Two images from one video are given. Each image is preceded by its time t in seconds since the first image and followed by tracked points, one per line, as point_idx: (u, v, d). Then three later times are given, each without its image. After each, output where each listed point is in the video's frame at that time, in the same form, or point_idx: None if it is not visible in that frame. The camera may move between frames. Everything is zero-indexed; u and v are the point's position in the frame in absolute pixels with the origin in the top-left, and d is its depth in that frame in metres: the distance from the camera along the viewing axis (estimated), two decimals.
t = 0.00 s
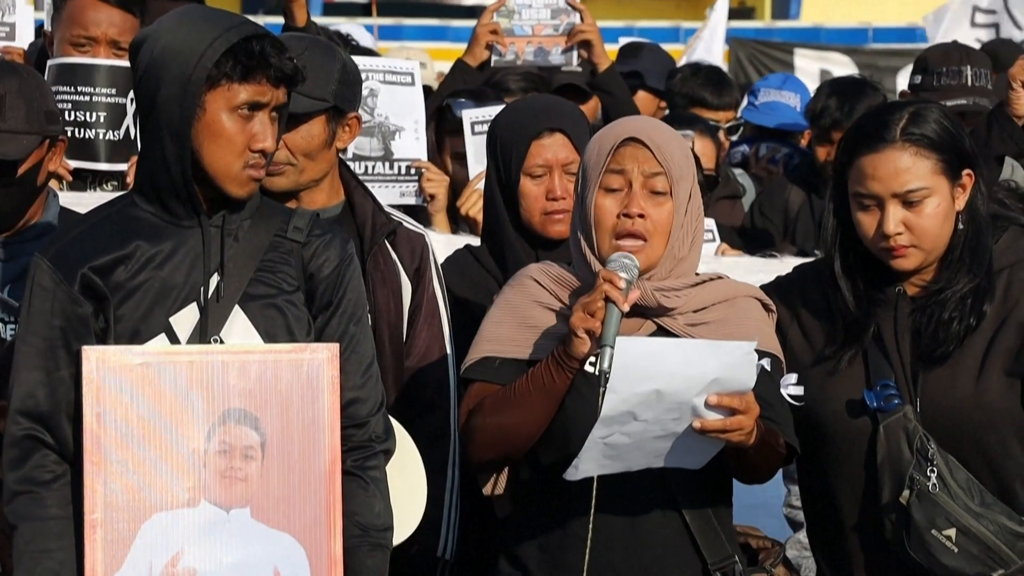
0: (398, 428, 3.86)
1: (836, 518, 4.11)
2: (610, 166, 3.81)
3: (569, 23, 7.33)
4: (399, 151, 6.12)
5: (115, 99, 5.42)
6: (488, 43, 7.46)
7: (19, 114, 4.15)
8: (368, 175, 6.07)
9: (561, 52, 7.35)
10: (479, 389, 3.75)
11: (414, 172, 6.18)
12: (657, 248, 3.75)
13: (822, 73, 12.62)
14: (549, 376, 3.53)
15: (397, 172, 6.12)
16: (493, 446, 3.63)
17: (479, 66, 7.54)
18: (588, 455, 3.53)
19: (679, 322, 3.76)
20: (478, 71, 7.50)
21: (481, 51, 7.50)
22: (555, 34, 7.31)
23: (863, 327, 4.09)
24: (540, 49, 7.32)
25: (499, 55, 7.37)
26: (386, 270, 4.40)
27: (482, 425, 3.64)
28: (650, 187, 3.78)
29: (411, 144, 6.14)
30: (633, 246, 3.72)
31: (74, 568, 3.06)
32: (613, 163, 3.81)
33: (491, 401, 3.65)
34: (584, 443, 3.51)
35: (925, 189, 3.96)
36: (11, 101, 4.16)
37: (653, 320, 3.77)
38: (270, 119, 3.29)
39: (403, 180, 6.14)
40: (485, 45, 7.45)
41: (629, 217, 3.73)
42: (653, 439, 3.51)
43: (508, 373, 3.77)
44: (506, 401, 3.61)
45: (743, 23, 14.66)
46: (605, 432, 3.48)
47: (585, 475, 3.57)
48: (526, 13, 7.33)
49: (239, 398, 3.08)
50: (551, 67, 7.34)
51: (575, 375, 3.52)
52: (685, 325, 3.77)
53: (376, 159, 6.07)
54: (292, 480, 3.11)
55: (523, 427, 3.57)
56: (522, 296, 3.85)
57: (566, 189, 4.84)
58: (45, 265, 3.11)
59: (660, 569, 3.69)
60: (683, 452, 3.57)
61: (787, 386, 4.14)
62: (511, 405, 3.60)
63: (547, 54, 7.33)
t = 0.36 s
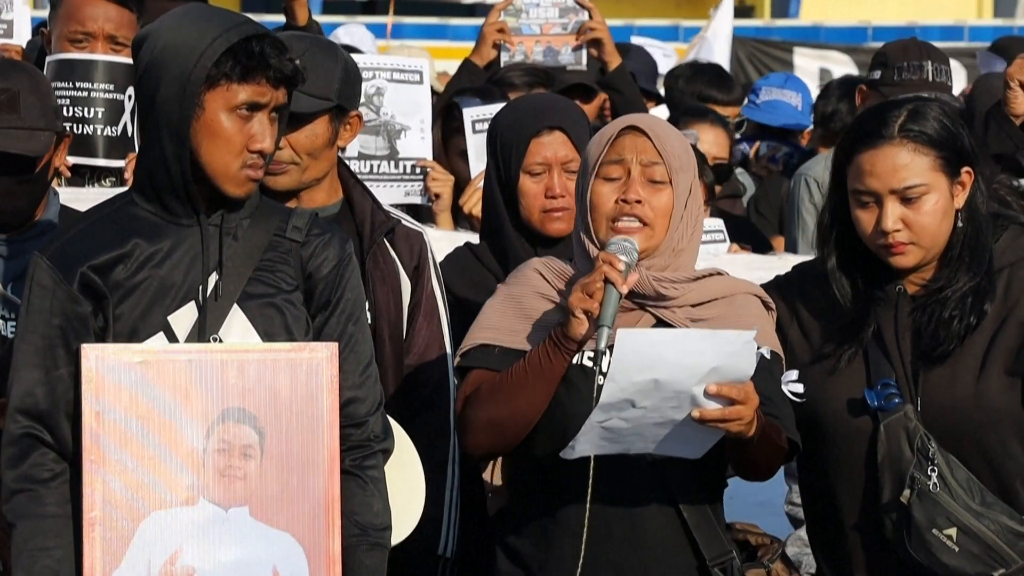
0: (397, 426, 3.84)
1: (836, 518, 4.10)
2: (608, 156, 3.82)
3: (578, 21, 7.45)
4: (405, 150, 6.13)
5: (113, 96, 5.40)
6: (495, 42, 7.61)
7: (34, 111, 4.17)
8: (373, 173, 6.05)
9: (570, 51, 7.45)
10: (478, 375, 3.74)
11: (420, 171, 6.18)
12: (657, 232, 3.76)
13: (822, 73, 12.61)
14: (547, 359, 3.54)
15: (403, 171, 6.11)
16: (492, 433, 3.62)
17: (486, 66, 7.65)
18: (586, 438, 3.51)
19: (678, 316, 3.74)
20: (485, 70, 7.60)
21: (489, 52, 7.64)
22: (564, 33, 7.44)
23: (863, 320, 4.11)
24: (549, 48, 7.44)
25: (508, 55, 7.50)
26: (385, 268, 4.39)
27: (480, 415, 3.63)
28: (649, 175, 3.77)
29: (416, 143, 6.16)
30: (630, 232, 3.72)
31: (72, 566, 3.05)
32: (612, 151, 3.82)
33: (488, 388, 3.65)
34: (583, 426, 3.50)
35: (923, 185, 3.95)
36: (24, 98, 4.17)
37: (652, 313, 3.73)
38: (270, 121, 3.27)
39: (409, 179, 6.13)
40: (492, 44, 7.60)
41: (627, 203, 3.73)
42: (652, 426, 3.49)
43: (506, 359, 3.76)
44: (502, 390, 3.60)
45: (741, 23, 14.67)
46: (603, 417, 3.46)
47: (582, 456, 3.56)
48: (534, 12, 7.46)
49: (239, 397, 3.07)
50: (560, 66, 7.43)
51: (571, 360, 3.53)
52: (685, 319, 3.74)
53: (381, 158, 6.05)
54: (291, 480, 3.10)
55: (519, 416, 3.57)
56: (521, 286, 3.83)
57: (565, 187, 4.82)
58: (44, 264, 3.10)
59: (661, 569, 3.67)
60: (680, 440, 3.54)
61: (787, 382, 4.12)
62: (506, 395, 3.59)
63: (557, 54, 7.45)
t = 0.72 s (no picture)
0: (397, 427, 3.83)
1: (837, 519, 4.09)
2: (605, 161, 3.81)
3: (577, 25, 7.51)
4: (407, 150, 6.09)
5: (115, 95, 5.38)
6: (495, 45, 7.55)
7: (45, 106, 4.10)
8: (374, 174, 6.03)
9: (569, 56, 7.48)
10: (479, 388, 3.73)
11: (421, 171, 6.13)
12: (654, 240, 3.75)
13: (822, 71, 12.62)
14: (545, 370, 3.53)
15: (404, 171, 6.08)
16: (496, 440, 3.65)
17: (485, 70, 7.54)
18: (588, 441, 3.42)
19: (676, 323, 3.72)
20: (483, 73, 7.45)
21: (489, 56, 7.56)
22: (563, 37, 7.52)
23: (863, 322, 4.08)
24: (548, 52, 7.49)
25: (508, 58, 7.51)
26: (386, 268, 4.38)
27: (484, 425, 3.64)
28: (646, 181, 3.76)
29: (418, 144, 6.13)
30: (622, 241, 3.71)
31: (71, 566, 3.04)
32: (610, 156, 3.82)
33: (489, 400, 3.65)
34: (583, 427, 3.41)
35: (923, 183, 3.95)
36: (36, 96, 4.09)
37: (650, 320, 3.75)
38: (266, 122, 3.26)
39: (410, 180, 6.09)
40: (491, 48, 7.54)
41: (623, 211, 3.72)
42: (651, 424, 3.46)
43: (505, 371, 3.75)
44: (503, 402, 3.61)
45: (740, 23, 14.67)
46: (604, 414, 3.40)
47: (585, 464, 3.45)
48: (534, 16, 7.56)
49: (239, 397, 3.06)
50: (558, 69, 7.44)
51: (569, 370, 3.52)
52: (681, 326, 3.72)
53: (382, 159, 6.03)
54: (291, 480, 3.09)
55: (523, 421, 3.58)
56: (521, 297, 3.83)
57: (566, 193, 4.83)
58: (44, 264, 3.09)
59: (662, 570, 3.66)
60: (678, 439, 3.52)
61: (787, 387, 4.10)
62: (509, 403, 3.60)
63: (555, 58, 7.49)
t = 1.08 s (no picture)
0: (396, 428, 3.82)
1: (838, 519, 4.08)
2: (608, 165, 3.78)
3: (573, 26, 7.50)
4: (403, 149, 6.06)
5: (116, 96, 5.36)
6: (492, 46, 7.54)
7: (46, 107, 3.98)
8: (371, 173, 5.99)
9: (564, 56, 7.51)
10: (477, 387, 3.72)
11: (418, 171, 6.11)
12: (657, 246, 3.74)
13: (821, 70, 12.62)
14: (546, 372, 3.51)
15: (401, 170, 6.05)
16: (496, 441, 3.61)
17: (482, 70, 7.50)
18: (585, 449, 3.46)
19: (677, 323, 3.73)
20: (481, 73, 7.45)
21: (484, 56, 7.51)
22: (558, 37, 7.50)
23: (868, 322, 4.10)
24: (544, 52, 7.50)
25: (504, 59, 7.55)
26: (385, 267, 4.37)
27: (483, 423, 3.62)
28: (650, 187, 3.75)
29: (414, 144, 6.08)
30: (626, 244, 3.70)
31: (70, 566, 3.03)
32: (612, 161, 3.79)
33: (489, 399, 3.63)
34: (580, 437, 3.45)
35: (932, 178, 3.95)
36: (37, 98, 3.98)
37: (652, 321, 3.74)
38: (247, 127, 3.22)
39: (408, 179, 6.07)
40: (488, 48, 7.53)
41: (628, 217, 3.71)
42: (649, 432, 3.47)
43: (507, 371, 3.73)
44: (503, 401, 3.59)
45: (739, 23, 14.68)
46: (600, 425, 3.42)
47: (582, 469, 3.51)
48: (530, 17, 7.56)
49: (239, 397, 3.05)
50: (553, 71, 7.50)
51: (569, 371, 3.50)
52: (683, 326, 3.73)
53: (380, 158, 5.99)
54: (290, 480, 3.08)
55: (524, 421, 3.55)
56: (521, 295, 3.82)
57: (561, 189, 4.86)
58: (43, 264, 3.07)
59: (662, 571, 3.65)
60: (679, 444, 3.53)
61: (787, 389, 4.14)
62: (508, 403, 3.58)
63: (551, 58, 7.52)
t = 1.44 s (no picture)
0: (394, 427, 3.81)
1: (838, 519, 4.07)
2: (610, 165, 3.78)
3: (569, 28, 7.53)
4: (397, 150, 6.04)
5: (116, 98, 5.35)
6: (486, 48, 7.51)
7: (46, 108, 3.96)
8: (367, 173, 5.99)
9: (560, 58, 7.56)
10: (479, 387, 3.71)
11: (413, 170, 6.09)
12: (659, 245, 3.74)
13: (821, 71, 12.62)
14: (553, 374, 3.51)
15: (397, 170, 6.04)
16: (497, 441, 3.60)
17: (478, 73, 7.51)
18: (591, 446, 3.49)
19: (679, 320, 3.72)
20: (477, 77, 7.48)
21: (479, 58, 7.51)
22: (554, 39, 7.55)
23: (888, 316, 4.08)
24: (539, 54, 7.53)
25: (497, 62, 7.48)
26: (387, 268, 4.40)
27: (485, 423, 3.61)
28: (651, 186, 3.76)
29: (410, 144, 6.08)
30: (634, 245, 3.71)
31: (67, 567, 3.03)
32: (613, 161, 3.79)
33: (491, 399, 3.63)
34: (586, 433, 3.48)
35: (972, 176, 3.95)
36: (36, 98, 3.95)
37: (653, 316, 3.74)
38: (235, 127, 3.21)
39: (403, 179, 6.05)
40: (483, 50, 7.50)
41: (630, 216, 3.71)
42: (655, 430, 3.47)
43: (509, 371, 3.73)
44: (506, 401, 3.58)
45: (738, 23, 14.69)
46: (606, 421, 3.44)
47: (589, 468, 3.52)
48: (525, 19, 7.54)
49: (237, 398, 3.05)
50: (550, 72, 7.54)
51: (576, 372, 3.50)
52: (685, 323, 3.73)
53: (375, 157, 5.99)
54: (288, 481, 3.08)
55: (529, 420, 3.54)
56: (521, 294, 3.82)
57: (551, 188, 4.88)
58: (40, 265, 3.07)
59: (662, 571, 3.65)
60: (685, 441, 3.54)
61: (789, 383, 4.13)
62: (511, 403, 3.57)
63: (546, 60, 7.55)
